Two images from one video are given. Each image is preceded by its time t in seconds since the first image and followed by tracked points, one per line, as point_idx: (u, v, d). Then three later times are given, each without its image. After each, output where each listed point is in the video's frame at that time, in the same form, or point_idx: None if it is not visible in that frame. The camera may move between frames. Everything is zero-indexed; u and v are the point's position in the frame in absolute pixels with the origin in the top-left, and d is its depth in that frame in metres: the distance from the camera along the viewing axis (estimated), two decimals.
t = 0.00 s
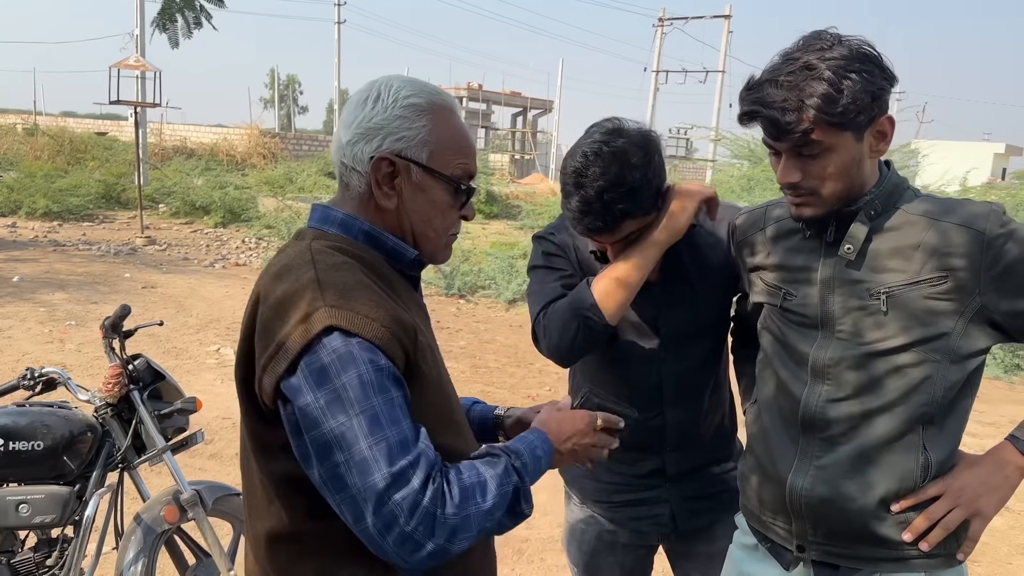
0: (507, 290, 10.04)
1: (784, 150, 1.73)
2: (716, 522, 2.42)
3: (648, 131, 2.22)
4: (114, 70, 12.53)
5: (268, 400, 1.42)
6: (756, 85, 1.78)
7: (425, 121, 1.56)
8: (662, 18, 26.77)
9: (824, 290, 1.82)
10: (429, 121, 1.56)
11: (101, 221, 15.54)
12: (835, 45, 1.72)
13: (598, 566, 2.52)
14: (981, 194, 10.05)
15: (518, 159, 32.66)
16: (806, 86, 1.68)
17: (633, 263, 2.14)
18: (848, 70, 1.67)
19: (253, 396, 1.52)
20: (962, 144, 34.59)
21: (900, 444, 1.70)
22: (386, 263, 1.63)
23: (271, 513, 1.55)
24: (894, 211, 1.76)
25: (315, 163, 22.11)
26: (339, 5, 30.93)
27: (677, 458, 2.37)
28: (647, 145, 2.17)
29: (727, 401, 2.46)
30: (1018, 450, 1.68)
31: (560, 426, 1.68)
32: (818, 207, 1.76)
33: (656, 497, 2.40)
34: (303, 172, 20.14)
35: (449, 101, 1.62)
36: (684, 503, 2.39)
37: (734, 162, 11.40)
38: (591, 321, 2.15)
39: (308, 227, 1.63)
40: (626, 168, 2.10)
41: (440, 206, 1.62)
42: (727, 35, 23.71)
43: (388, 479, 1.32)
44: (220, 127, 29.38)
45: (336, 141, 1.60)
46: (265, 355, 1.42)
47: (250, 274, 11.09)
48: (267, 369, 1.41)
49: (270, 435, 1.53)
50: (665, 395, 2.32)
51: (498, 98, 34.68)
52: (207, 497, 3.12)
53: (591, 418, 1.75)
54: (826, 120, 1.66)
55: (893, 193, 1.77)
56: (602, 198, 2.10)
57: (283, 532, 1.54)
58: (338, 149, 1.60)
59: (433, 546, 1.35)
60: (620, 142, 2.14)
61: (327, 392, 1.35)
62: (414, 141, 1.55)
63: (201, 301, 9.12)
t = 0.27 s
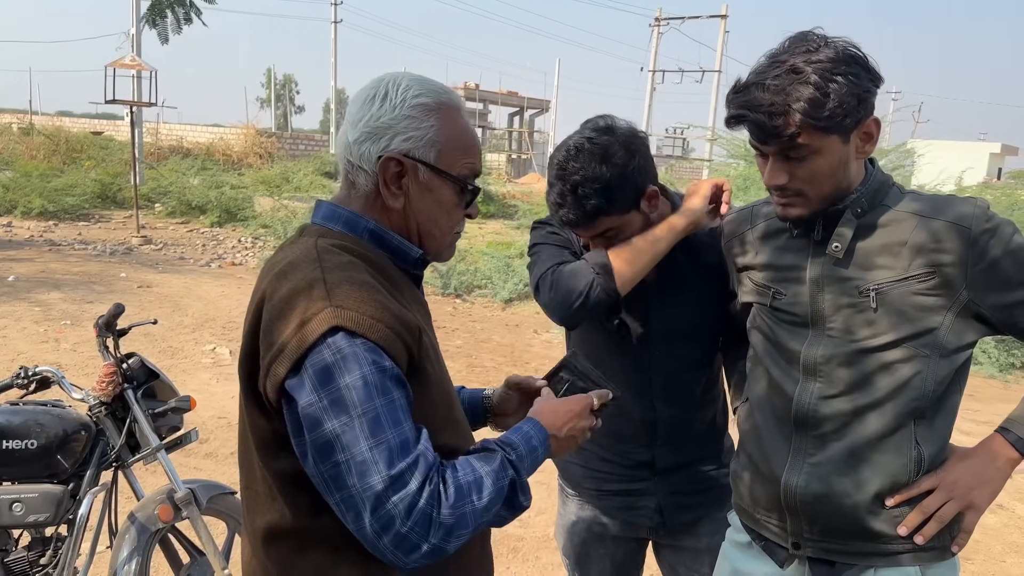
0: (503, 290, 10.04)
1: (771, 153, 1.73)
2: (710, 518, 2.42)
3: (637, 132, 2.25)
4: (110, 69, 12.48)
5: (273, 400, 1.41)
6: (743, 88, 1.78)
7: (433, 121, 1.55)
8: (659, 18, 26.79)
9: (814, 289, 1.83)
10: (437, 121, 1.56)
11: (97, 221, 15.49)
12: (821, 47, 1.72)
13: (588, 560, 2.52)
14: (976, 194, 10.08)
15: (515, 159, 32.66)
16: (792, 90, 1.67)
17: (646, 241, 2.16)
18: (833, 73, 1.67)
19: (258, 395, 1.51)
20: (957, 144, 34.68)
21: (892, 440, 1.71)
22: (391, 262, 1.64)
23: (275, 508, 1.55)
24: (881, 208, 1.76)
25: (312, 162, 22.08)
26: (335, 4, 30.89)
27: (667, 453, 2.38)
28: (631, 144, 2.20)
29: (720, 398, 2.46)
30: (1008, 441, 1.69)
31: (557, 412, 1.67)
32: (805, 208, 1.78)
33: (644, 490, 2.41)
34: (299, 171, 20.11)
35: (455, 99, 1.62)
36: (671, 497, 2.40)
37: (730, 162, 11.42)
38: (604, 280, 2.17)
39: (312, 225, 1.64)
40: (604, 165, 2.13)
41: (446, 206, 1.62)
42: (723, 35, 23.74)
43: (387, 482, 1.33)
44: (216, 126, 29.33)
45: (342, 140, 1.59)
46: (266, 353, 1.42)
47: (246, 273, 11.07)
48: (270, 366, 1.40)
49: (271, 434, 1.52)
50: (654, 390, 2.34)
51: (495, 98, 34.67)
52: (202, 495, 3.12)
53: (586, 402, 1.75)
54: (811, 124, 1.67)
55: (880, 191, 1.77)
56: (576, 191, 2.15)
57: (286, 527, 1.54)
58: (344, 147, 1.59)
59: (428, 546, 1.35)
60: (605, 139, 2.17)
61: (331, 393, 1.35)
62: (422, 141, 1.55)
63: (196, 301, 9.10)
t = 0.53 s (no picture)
0: (499, 290, 10.04)
1: (760, 153, 1.74)
2: (701, 519, 2.43)
3: (633, 130, 2.29)
4: (105, 69, 12.44)
5: (264, 399, 1.41)
6: (735, 88, 1.79)
7: (445, 127, 1.57)
8: (655, 18, 26.80)
9: (806, 290, 1.84)
10: (448, 127, 1.57)
11: (92, 220, 15.45)
12: (813, 49, 1.72)
13: (584, 552, 2.51)
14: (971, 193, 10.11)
15: (511, 159, 32.66)
16: (780, 92, 1.68)
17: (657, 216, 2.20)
18: (823, 75, 1.68)
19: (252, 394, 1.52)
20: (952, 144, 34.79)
21: (879, 438, 1.72)
22: (390, 263, 1.64)
23: (270, 506, 1.55)
24: (871, 207, 1.77)
25: (308, 162, 22.05)
26: (331, 4, 30.84)
27: (663, 445, 2.39)
28: (627, 141, 2.24)
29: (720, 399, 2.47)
30: (995, 441, 1.68)
31: (528, 417, 1.67)
32: (791, 206, 1.80)
33: (635, 480, 2.41)
34: (294, 171, 20.08)
35: (464, 106, 1.64)
36: (665, 491, 2.40)
37: (726, 161, 11.43)
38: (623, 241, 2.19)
39: (313, 223, 1.64)
40: (598, 163, 2.20)
41: (450, 211, 1.62)
42: (719, 35, 23.76)
43: (366, 490, 1.33)
44: (212, 126, 29.26)
45: (353, 138, 1.59)
46: (262, 352, 1.42)
47: (241, 273, 11.05)
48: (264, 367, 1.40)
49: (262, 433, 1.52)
50: (653, 382, 2.36)
51: (491, 98, 34.67)
52: (196, 495, 3.12)
53: (549, 395, 1.74)
54: (799, 126, 1.68)
55: (870, 190, 1.78)
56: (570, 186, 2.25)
57: (280, 526, 1.54)
58: (353, 145, 1.59)
59: (402, 556, 1.36)
60: (602, 136, 2.23)
61: (320, 396, 1.35)
62: (433, 146, 1.56)
63: (192, 301, 9.09)
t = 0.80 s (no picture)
0: (495, 289, 10.05)
1: (749, 155, 1.77)
2: (697, 516, 2.42)
3: (648, 130, 2.35)
4: (100, 68, 12.40)
5: (259, 401, 1.41)
6: (724, 93, 1.81)
7: (444, 132, 1.58)
8: (651, 17, 26.83)
9: (802, 290, 1.85)
10: (447, 132, 1.58)
11: (88, 220, 15.41)
12: (801, 54, 1.75)
13: (588, 543, 2.47)
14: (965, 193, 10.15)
15: (507, 158, 32.66)
16: (767, 96, 1.71)
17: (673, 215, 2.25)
18: (809, 79, 1.70)
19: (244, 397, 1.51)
20: (947, 144, 34.91)
21: (873, 436, 1.72)
22: (380, 265, 1.63)
23: (263, 511, 1.55)
24: (865, 206, 1.78)
25: (304, 162, 22.01)
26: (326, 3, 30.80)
27: (668, 441, 2.41)
28: (646, 141, 2.31)
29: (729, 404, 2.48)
30: (989, 440, 1.67)
31: (510, 429, 1.67)
32: (782, 208, 1.82)
33: (642, 472, 2.42)
34: (290, 171, 20.05)
35: (463, 113, 1.65)
36: (666, 485, 2.41)
37: (722, 161, 11.46)
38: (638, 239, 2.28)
39: (302, 224, 1.63)
40: (619, 162, 2.28)
41: (442, 216, 1.63)
42: (715, 35, 23.80)
43: (363, 493, 1.33)
44: (207, 126, 29.20)
45: (350, 136, 1.58)
46: (256, 354, 1.42)
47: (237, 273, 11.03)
48: (258, 369, 1.40)
49: (256, 436, 1.52)
50: (659, 381, 2.39)
51: (487, 97, 34.65)
52: (192, 495, 3.11)
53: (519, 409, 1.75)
54: (785, 129, 1.70)
55: (865, 189, 1.79)
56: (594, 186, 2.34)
57: (274, 530, 1.54)
58: (350, 143, 1.59)
59: (399, 559, 1.36)
60: (621, 137, 2.30)
61: (316, 397, 1.35)
62: (431, 150, 1.57)
63: (188, 301, 9.07)
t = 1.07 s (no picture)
0: (492, 289, 10.04)
1: (744, 156, 1.78)
2: (694, 512, 2.45)
3: (665, 142, 2.34)
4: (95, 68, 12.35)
5: (251, 404, 1.41)
6: (719, 94, 1.83)
7: (439, 136, 1.58)
8: (647, 18, 26.85)
9: (801, 291, 1.86)
10: (442, 137, 1.58)
11: (83, 220, 15.37)
12: (796, 55, 1.75)
13: (585, 540, 2.48)
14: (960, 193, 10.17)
15: (503, 158, 32.67)
16: (760, 97, 1.72)
17: (686, 227, 2.25)
18: (803, 79, 1.71)
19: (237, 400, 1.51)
20: (942, 144, 35.01)
21: (868, 436, 1.73)
22: (373, 266, 1.63)
23: (260, 514, 1.55)
24: (864, 206, 1.78)
25: (300, 161, 21.98)
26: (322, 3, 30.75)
27: (671, 440, 2.41)
28: (662, 155, 2.30)
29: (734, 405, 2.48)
30: (985, 443, 1.66)
31: (509, 426, 1.66)
32: (778, 208, 1.83)
33: (646, 470, 2.42)
34: (286, 170, 20.02)
35: (459, 118, 1.65)
36: (668, 483, 2.42)
37: (718, 161, 11.47)
38: (648, 253, 2.29)
39: (295, 226, 1.63)
40: (634, 176, 2.28)
41: (435, 220, 1.63)
42: (711, 35, 23.82)
43: (356, 495, 1.34)
44: (203, 126, 29.15)
45: (345, 136, 1.58)
46: (248, 356, 1.42)
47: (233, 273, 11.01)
48: (250, 372, 1.40)
49: (250, 437, 1.52)
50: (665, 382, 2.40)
51: (484, 97, 34.64)
52: (189, 496, 3.11)
53: (530, 406, 1.75)
54: (779, 129, 1.71)
55: (864, 190, 1.80)
56: (608, 198, 2.35)
57: (271, 532, 1.54)
58: (345, 144, 1.59)
59: (392, 560, 1.36)
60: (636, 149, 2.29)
61: (308, 401, 1.35)
62: (426, 153, 1.57)
63: (183, 301, 9.05)
